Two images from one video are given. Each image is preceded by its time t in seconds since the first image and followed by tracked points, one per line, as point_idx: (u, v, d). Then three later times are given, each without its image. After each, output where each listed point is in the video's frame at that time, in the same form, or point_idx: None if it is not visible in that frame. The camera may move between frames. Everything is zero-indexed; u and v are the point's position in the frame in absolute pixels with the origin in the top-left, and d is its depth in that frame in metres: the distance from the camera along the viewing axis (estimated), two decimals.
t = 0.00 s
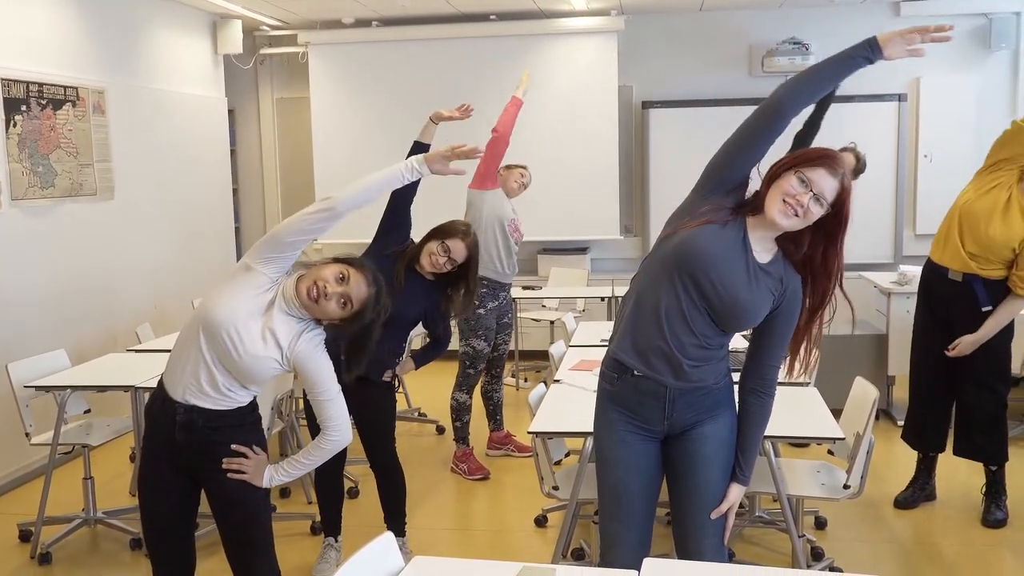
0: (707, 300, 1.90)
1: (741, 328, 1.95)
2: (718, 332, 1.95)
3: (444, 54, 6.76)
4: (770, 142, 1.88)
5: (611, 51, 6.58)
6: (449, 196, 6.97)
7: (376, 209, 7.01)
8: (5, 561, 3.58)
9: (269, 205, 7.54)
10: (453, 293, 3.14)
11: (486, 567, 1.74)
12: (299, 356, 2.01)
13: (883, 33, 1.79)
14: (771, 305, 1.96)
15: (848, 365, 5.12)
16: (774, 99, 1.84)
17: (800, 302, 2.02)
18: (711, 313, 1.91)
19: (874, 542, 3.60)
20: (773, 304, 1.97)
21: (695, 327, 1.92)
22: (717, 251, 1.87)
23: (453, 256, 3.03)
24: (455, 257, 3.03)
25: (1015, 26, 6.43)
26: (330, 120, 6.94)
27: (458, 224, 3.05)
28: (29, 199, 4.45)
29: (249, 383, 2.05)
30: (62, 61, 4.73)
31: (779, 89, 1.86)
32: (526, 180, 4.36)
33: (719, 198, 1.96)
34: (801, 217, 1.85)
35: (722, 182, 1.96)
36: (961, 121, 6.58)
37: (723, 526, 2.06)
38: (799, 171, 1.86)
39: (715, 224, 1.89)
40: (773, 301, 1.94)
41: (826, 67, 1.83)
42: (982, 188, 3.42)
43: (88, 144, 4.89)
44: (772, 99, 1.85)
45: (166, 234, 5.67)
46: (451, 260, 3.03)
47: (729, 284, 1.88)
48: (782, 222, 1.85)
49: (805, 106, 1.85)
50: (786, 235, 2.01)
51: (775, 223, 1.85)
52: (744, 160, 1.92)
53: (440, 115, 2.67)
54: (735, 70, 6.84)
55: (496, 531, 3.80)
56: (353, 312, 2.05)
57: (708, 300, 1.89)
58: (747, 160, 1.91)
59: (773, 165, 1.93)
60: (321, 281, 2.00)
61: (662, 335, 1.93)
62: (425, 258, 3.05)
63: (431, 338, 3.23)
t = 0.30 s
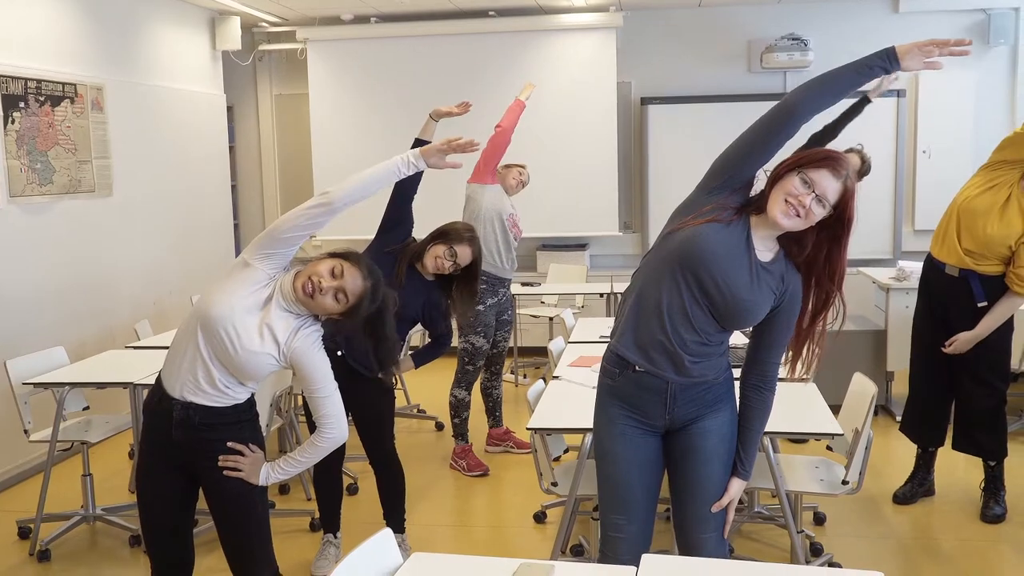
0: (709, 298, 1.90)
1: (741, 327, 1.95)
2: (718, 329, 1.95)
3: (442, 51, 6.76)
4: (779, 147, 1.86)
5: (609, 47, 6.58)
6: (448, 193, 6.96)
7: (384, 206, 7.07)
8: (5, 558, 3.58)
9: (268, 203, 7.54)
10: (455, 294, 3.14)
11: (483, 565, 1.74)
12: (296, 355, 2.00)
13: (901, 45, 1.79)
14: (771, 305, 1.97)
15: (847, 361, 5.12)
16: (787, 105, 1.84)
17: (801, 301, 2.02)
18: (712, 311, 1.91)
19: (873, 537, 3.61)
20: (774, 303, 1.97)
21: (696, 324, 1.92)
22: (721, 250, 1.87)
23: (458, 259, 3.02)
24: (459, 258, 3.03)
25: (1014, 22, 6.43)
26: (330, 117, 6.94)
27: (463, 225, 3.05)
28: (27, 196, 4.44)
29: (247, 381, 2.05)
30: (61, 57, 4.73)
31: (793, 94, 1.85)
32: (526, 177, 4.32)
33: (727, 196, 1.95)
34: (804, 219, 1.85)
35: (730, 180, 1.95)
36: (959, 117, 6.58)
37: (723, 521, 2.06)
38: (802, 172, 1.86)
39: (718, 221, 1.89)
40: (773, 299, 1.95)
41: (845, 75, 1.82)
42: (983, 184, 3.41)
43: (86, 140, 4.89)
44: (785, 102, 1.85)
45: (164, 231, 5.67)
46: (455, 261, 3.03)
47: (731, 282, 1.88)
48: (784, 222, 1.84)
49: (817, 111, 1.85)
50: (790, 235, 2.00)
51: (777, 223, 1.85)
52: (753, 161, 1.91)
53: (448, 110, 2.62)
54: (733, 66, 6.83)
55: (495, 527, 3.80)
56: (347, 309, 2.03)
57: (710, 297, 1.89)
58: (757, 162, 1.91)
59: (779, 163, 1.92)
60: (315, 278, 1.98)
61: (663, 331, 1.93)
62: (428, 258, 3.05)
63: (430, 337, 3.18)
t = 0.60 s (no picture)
0: (712, 295, 1.90)
1: (744, 325, 1.95)
2: (721, 327, 1.95)
3: (442, 48, 6.75)
4: (782, 144, 1.86)
5: (609, 45, 6.57)
6: (448, 190, 6.96)
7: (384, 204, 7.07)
8: (3, 555, 3.58)
9: (267, 200, 7.53)
10: (456, 294, 3.15)
11: (482, 563, 1.74)
12: (296, 353, 2.00)
13: (904, 42, 1.80)
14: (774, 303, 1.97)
15: (846, 359, 5.13)
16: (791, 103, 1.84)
17: (803, 298, 2.02)
18: (716, 309, 1.91)
19: (871, 535, 3.61)
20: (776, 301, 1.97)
21: (700, 322, 1.92)
22: (724, 248, 1.87)
23: (460, 262, 3.04)
24: (460, 260, 3.04)
25: (1013, 20, 6.43)
26: (329, 114, 6.93)
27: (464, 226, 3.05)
28: (26, 192, 4.44)
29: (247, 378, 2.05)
30: (60, 53, 4.72)
31: (798, 92, 1.85)
32: (527, 177, 4.26)
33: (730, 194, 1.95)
34: (805, 216, 1.85)
35: (734, 179, 1.94)
36: (958, 115, 6.58)
37: (725, 517, 2.07)
38: (805, 169, 1.85)
39: (721, 219, 1.89)
40: (776, 297, 1.95)
41: (847, 74, 1.84)
42: (981, 182, 3.41)
43: (85, 137, 4.89)
44: (788, 101, 1.86)
45: (164, 227, 5.67)
46: (457, 263, 3.04)
47: (735, 280, 1.88)
48: (786, 220, 1.85)
49: (822, 110, 1.85)
50: (793, 233, 1.99)
51: (778, 220, 1.85)
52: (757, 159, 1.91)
53: (456, 115, 2.62)
54: (733, 64, 6.83)
55: (494, 524, 3.80)
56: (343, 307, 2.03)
57: (714, 294, 1.89)
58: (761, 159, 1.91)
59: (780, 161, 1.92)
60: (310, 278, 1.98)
61: (667, 329, 1.92)
62: (429, 260, 3.05)
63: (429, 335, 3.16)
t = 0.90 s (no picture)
0: (718, 294, 1.90)
1: (749, 323, 1.95)
2: (726, 326, 1.95)
3: (442, 46, 6.75)
4: (785, 143, 1.85)
5: (609, 43, 6.57)
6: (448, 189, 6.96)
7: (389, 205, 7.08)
8: (4, 553, 3.59)
9: (268, 199, 7.53)
10: (458, 295, 3.16)
11: (484, 561, 1.74)
12: (301, 353, 2.00)
13: (914, 43, 1.77)
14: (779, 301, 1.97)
15: (846, 357, 5.13)
16: (797, 100, 1.83)
17: (807, 296, 2.02)
18: (721, 308, 1.92)
19: (872, 533, 3.61)
20: (781, 300, 1.97)
21: (705, 321, 1.92)
22: (730, 247, 1.87)
23: (463, 260, 3.04)
24: (463, 259, 3.04)
25: (1013, 17, 6.43)
26: (329, 113, 6.93)
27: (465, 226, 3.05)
28: (26, 191, 4.44)
29: (252, 377, 2.05)
30: (59, 52, 4.72)
31: (803, 89, 1.84)
32: (530, 177, 4.19)
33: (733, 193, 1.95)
34: (810, 215, 1.85)
35: (738, 178, 1.94)
36: (958, 113, 6.57)
37: (728, 515, 2.07)
38: (810, 168, 1.85)
39: (725, 218, 1.89)
40: (780, 295, 1.95)
41: (853, 74, 1.82)
42: (982, 181, 3.41)
43: (85, 136, 4.89)
44: (795, 98, 1.84)
45: (164, 226, 5.67)
46: (459, 262, 3.04)
47: (740, 278, 1.88)
48: (791, 219, 1.85)
49: (827, 109, 1.83)
50: (797, 231, 1.99)
51: (784, 219, 1.85)
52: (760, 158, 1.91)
53: (462, 113, 2.61)
54: (733, 62, 6.83)
55: (495, 523, 3.80)
56: (348, 310, 2.02)
57: (718, 293, 1.89)
58: (765, 157, 1.90)
59: (784, 160, 1.92)
60: (315, 282, 1.97)
61: (672, 327, 1.92)
62: (433, 261, 3.05)
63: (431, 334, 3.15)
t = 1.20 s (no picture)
0: (721, 295, 1.90)
1: (753, 324, 1.96)
2: (730, 326, 1.95)
3: (443, 46, 6.75)
4: (790, 145, 1.85)
5: (611, 43, 6.57)
6: (449, 189, 6.96)
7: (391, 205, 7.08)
8: (5, 552, 3.59)
9: (269, 199, 7.53)
10: (460, 296, 3.16)
11: (486, 559, 1.74)
12: (304, 350, 2.00)
13: (921, 50, 1.77)
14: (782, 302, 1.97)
15: (848, 358, 5.14)
16: (801, 102, 1.82)
17: (809, 297, 2.02)
18: (724, 309, 1.92)
19: (873, 534, 3.61)
20: (785, 301, 1.97)
21: (709, 322, 1.92)
22: (733, 248, 1.87)
23: (465, 260, 3.04)
24: (465, 259, 3.04)
25: (1015, 18, 6.42)
26: (331, 113, 6.93)
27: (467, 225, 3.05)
28: (28, 190, 4.44)
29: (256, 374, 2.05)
30: (61, 52, 4.72)
31: (810, 91, 1.83)
32: (530, 179, 4.31)
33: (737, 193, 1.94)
34: (813, 216, 1.85)
35: (742, 179, 1.94)
36: (959, 114, 6.57)
37: (730, 514, 2.07)
38: (814, 169, 1.85)
39: (728, 219, 1.89)
40: (783, 295, 1.95)
41: (861, 77, 1.81)
42: (985, 181, 3.42)
43: (87, 135, 4.89)
44: (801, 99, 1.83)
45: (165, 226, 5.67)
46: (460, 262, 3.05)
47: (744, 279, 1.88)
48: (794, 219, 1.85)
49: (834, 111, 1.83)
50: (800, 231, 1.99)
51: (787, 220, 1.85)
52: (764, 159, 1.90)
53: (467, 112, 2.59)
54: (734, 62, 6.83)
55: (495, 523, 3.80)
56: (346, 304, 2.02)
57: (721, 294, 1.89)
58: (769, 159, 1.90)
59: (789, 160, 1.91)
60: (312, 278, 1.96)
61: (675, 328, 1.92)
62: (435, 261, 3.05)
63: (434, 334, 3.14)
